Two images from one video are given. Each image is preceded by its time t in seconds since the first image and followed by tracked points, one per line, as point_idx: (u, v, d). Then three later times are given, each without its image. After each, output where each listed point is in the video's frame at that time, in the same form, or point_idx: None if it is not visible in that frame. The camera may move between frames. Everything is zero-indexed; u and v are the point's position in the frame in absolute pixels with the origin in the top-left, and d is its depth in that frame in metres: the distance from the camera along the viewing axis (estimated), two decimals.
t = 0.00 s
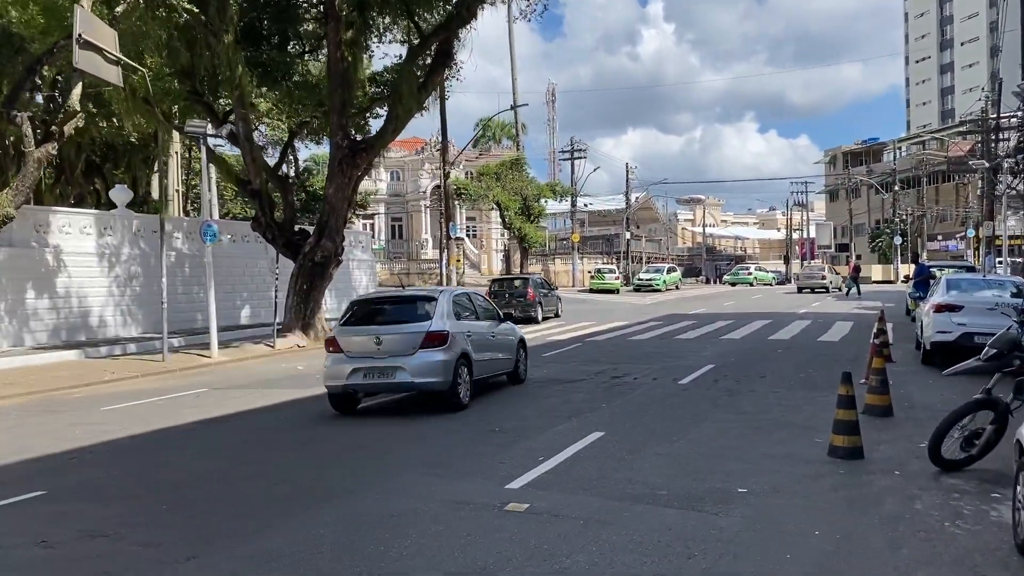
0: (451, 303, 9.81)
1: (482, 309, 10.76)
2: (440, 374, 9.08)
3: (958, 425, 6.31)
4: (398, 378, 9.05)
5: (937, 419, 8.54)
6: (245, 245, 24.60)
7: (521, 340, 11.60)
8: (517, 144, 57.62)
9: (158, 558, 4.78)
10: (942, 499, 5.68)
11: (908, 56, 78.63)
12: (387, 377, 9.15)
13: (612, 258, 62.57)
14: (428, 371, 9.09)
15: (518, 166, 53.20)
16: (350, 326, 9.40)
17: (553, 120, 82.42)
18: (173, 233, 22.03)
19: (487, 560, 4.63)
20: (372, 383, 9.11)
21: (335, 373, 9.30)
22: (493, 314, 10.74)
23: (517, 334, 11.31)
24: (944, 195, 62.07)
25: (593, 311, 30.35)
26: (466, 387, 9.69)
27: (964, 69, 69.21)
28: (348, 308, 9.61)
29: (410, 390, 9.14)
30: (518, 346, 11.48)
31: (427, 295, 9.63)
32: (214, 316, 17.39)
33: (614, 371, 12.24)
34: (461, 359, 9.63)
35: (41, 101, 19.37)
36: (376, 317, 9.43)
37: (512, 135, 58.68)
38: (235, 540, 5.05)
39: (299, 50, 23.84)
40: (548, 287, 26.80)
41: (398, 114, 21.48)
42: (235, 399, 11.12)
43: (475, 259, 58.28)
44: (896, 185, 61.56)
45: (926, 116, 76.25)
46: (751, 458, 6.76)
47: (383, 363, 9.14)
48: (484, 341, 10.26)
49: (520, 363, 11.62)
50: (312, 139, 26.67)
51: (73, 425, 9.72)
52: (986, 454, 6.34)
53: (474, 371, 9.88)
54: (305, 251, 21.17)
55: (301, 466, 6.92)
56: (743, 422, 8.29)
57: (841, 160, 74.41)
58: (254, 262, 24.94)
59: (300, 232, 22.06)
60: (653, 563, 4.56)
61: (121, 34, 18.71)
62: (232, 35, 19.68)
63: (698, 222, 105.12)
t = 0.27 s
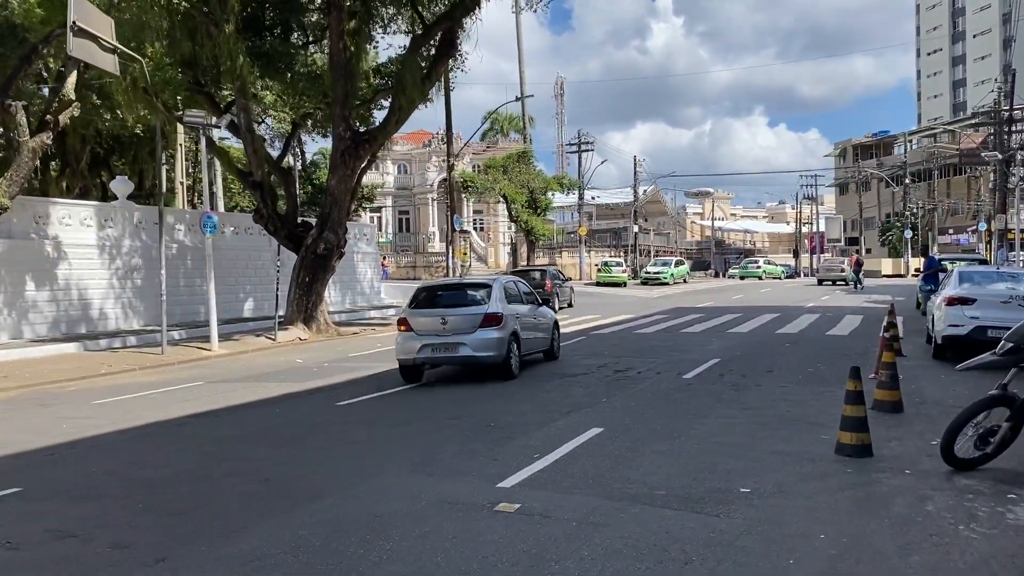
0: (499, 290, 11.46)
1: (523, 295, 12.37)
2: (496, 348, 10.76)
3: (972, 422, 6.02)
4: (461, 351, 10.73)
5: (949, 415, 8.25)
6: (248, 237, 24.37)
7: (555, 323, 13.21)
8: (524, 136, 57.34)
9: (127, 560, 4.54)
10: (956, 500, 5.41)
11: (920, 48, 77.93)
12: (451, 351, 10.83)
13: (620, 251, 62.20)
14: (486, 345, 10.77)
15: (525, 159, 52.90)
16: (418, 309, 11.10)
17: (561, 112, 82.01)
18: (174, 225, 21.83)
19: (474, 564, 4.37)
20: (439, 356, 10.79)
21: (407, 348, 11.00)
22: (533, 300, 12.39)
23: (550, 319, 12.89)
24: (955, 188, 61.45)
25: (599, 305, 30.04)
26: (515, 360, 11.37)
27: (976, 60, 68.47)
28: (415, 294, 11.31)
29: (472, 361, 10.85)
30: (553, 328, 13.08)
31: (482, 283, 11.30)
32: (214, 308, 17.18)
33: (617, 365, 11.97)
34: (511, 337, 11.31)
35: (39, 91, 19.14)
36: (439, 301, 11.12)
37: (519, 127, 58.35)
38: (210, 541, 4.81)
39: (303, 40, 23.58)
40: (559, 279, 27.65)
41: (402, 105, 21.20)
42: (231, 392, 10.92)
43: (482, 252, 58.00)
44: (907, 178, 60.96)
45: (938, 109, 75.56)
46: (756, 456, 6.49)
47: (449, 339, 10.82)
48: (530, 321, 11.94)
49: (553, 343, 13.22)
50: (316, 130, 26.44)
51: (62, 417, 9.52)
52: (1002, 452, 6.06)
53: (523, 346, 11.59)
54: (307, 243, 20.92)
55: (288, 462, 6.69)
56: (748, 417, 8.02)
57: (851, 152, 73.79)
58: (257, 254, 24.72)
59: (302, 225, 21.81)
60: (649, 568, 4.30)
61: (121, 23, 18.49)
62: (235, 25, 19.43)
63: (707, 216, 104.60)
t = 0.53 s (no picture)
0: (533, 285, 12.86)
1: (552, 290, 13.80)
2: (533, 336, 12.18)
3: (982, 431, 5.72)
4: (502, 338, 12.14)
5: (957, 420, 7.95)
6: (246, 234, 24.12)
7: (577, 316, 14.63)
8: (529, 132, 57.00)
9: None
10: (965, 514, 5.11)
11: (928, 43, 77.28)
12: (493, 339, 12.25)
13: (625, 248, 61.81)
14: (524, 333, 12.21)
15: (530, 155, 52.58)
16: (463, 300, 12.54)
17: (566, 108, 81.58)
18: (171, 222, 21.58)
19: None
20: (483, 342, 12.23)
21: (455, 335, 12.46)
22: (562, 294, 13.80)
23: (574, 311, 14.29)
24: (963, 184, 60.90)
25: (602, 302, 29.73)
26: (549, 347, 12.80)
27: (986, 55, 67.83)
28: (460, 288, 12.76)
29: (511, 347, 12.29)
30: (576, 320, 14.48)
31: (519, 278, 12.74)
32: (208, 306, 16.93)
33: (615, 366, 11.69)
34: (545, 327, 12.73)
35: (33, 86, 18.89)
36: (481, 295, 12.53)
37: (524, 123, 58.01)
38: (172, 558, 4.54)
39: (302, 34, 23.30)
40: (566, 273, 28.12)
41: (400, 99, 20.90)
42: (219, 393, 10.66)
43: (486, 248, 57.69)
44: (915, 173, 60.40)
45: (946, 105, 74.92)
46: (754, 465, 6.19)
47: (492, 327, 12.27)
48: (560, 313, 13.38)
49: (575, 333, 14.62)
50: (316, 126, 26.18)
51: (44, 419, 9.29)
52: (1013, 461, 5.77)
53: (555, 335, 13.02)
54: (305, 240, 20.67)
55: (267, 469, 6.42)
56: (747, 422, 7.73)
57: (859, 148, 73.22)
58: (255, 251, 24.47)
59: (300, 221, 21.57)
60: None
61: (116, 17, 18.25)
62: (231, 18, 19.21)
63: (713, 212, 104.07)
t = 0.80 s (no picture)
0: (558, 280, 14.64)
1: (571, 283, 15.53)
2: (557, 323, 13.96)
3: (985, 435, 5.48)
4: (531, 324, 13.93)
5: (960, 422, 7.72)
6: (245, 231, 23.93)
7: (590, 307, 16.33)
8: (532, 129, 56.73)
9: None
10: (966, 522, 4.90)
11: (935, 40, 76.80)
12: (524, 325, 14.04)
13: (629, 246, 61.51)
14: (551, 320, 13.99)
15: (533, 152, 52.34)
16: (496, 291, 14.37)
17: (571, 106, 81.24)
18: (168, 219, 21.40)
19: None
20: (515, 328, 14.03)
21: (490, 322, 14.28)
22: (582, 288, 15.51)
23: (590, 302, 15.99)
24: (970, 181, 60.45)
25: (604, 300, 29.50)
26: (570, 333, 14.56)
27: (993, 52, 67.32)
28: (494, 281, 14.55)
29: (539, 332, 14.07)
30: (590, 311, 16.17)
31: (544, 273, 14.49)
32: (204, 305, 16.75)
33: (612, 365, 11.47)
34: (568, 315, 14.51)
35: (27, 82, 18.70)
36: (513, 287, 14.32)
37: (527, 120, 57.74)
38: (132, 567, 4.34)
39: (301, 30, 23.08)
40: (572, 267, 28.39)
41: (399, 95, 20.65)
42: (208, 393, 10.47)
43: (489, 246, 57.47)
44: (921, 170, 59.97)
45: (953, 101, 74.42)
46: (747, 470, 5.98)
47: (522, 314, 14.07)
48: (579, 304, 15.11)
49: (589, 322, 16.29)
50: (316, 123, 25.97)
51: (28, 419, 9.12)
52: (1020, 465, 5.55)
53: (576, 323, 14.76)
54: (303, 237, 20.49)
55: (246, 474, 6.22)
56: (743, 424, 7.51)
57: (864, 145, 72.78)
58: (254, 249, 24.27)
59: (298, 218, 21.42)
60: None
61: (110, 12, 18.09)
62: (227, 14, 19.03)
63: (718, 210, 103.65)
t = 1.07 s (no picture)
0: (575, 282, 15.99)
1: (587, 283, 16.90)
2: (576, 320, 15.30)
3: (988, 450, 5.22)
4: (553, 321, 15.27)
5: (963, 432, 7.45)
6: (244, 234, 23.72)
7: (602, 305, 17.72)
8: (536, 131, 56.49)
9: None
10: (967, 544, 4.63)
11: (942, 40, 76.35)
12: (546, 322, 15.39)
13: (633, 248, 61.20)
14: (570, 318, 15.33)
15: (537, 154, 52.14)
16: (521, 291, 15.72)
17: (576, 107, 80.97)
18: (166, 222, 21.22)
19: None
20: (538, 324, 15.37)
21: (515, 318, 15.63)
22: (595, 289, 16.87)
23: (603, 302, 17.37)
24: (978, 182, 59.94)
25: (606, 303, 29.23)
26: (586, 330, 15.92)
27: (1000, 52, 66.83)
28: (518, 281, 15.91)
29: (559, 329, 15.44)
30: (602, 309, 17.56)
31: (564, 274, 15.82)
32: (198, 309, 16.55)
33: (608, 371, 11.23)
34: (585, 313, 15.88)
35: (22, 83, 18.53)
36: (536, 287, 15.68)
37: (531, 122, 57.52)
38: None
39: (300, 31, 22.86)
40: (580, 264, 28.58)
41: (397, 97, 20.42)
42: (195, 400, 10.27)
43: (493, 248, 57.23)
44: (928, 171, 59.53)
45: (960, 102, 73.95)
46: (739, 486, 5.73)
47: (545, 312, 15.42)
48: (595, 303, 16.43)
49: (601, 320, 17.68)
50: (316, 125, 25.78)
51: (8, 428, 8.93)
52: None
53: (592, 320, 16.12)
54: (300, 240, 20.30)
55: (220, 488, 6.00)
56: (738, 436, 7.25)
57: (871, 146, 72.35)
58: (252, 252, 24.06)
59: (296, 221, 21.26)
60: None
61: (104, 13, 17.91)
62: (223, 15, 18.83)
63: (724, 211, 103.21)
